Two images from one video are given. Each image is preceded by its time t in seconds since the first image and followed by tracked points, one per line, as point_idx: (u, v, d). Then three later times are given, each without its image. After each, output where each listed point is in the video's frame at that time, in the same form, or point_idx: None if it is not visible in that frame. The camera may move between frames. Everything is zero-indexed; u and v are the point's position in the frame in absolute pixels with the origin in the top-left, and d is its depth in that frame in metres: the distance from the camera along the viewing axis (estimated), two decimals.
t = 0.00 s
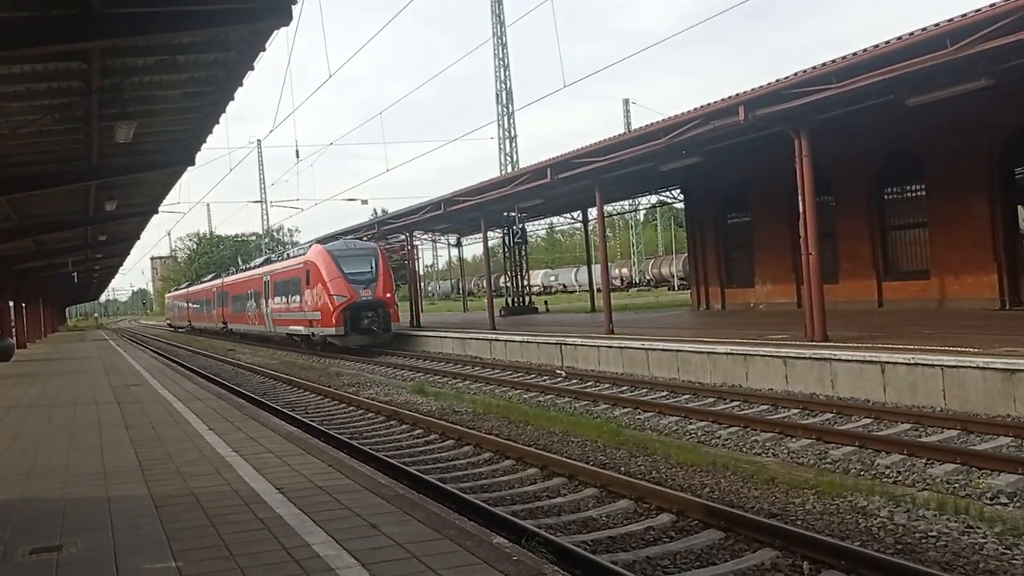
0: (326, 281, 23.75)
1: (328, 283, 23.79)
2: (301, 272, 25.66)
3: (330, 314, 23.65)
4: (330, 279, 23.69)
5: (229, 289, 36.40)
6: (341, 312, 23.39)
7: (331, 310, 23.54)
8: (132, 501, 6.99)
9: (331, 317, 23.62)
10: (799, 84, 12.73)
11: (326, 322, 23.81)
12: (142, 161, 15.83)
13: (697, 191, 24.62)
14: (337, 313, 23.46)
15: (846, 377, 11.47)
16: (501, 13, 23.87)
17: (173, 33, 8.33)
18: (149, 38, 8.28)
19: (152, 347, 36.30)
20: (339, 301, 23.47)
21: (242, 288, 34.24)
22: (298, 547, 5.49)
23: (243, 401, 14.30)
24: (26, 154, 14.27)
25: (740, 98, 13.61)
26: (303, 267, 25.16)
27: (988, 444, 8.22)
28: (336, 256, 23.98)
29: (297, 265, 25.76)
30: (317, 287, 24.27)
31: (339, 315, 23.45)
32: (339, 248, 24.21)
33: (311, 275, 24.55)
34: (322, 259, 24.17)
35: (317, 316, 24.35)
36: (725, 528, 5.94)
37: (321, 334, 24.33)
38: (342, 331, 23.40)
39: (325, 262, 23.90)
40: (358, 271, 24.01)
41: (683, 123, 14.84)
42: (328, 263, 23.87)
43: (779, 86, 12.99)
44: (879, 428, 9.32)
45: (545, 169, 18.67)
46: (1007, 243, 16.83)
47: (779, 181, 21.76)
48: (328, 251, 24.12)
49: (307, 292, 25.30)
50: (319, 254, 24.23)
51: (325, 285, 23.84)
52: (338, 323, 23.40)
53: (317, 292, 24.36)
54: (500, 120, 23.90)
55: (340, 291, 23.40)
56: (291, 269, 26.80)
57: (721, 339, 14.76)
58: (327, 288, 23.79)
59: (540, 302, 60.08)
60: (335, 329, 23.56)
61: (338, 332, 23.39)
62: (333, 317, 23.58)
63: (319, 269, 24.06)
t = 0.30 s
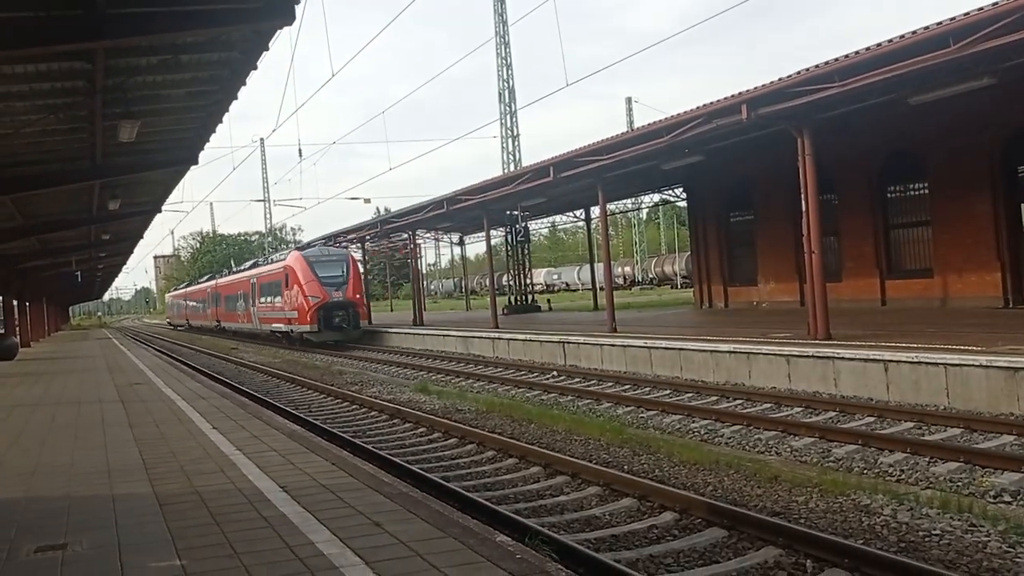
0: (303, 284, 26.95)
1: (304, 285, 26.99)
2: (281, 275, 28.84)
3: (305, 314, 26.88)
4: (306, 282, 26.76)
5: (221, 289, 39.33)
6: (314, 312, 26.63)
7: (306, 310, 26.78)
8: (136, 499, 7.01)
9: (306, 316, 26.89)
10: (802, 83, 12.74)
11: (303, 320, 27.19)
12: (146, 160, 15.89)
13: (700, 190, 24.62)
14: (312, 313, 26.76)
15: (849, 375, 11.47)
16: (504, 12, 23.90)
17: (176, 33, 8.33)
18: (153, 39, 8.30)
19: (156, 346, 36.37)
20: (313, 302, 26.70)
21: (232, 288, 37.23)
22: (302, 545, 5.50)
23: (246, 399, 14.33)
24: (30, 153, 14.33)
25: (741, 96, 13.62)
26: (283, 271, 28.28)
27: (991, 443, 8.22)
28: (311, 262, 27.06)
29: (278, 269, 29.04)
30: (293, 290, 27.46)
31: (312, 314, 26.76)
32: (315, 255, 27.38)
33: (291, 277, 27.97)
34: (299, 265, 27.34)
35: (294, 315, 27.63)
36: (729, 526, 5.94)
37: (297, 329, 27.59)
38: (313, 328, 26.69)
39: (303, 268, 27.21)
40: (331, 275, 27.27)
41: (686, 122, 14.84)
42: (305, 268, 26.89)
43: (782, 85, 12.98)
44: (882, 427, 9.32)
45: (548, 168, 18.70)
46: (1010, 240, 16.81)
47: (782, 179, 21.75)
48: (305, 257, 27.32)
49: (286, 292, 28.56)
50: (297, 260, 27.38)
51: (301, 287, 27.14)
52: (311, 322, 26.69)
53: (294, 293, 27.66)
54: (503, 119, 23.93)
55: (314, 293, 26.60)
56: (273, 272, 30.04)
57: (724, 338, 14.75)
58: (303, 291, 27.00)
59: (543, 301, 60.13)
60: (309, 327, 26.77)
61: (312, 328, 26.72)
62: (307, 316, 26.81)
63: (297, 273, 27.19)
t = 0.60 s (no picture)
0: (284, 287, 29.11)
1: (286, 288, 29.15)
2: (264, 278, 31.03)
3: (286, 314, 29.02)
4: (287, 285, 28.98)
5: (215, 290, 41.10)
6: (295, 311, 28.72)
7: (286, 310, 28.96)
8: (140, 498, 7.02)
9: (287, 316, 29.02)
10: (805, 82, 12.74)
11: (283, 320, 29.35)
12: (150, 160, 15.92)
13: (703, 189, 24.62)
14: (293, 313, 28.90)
15: (852, 374, 11.47)
16: (506, 11, 23.90)
17: (179, 33, 8.35)
18: (156, 38, 8.31)
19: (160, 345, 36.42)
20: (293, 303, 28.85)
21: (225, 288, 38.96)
22: (305, 544, 5.51)
23: (249, 398, 14.35)
24: (34, 153, 14.37)
25: (744, 96, 13.62)
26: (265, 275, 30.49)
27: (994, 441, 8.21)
28: (293, 267, 29.21)
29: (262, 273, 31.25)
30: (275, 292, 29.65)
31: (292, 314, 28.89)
32: (295, 261, 29.59)
33: (273, 280, 30.12)
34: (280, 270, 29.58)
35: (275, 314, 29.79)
36: (732, 525, 5.95)
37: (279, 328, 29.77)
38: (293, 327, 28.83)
39: (283, 271, 29.40)
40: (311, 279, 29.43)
41: (688, 121, 14.84)
42: (287, 272, 29.03)
43: (785, 84, 12.98)
44: (885, 426, 9.31)
45: (550, 167, 18.70)
46: (1014, 239, 16.78)
47: (785, 179, 21.74)
48: (286, 262, 29.55)
49: (268, 294, 30.80)
50: (278, 265, 29.59)
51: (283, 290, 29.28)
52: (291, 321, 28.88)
53: (276, 295, 29.82)
54: (505, 118, 23.93)
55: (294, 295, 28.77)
56: (257, 276, 32.25)
57: (727, 337, 14.75)
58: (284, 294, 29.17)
59: (545, 300, 60.22)
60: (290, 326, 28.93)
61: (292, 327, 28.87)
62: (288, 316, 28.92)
63: (278, 277, 29.41)
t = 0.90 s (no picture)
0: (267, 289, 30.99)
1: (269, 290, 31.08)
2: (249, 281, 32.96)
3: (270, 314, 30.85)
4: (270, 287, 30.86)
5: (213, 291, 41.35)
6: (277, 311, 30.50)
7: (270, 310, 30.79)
8: (142, 498, 7.03)
9: (270, 316, 30.82)
10: (807, 82, 12.75)
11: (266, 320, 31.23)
12: (152, 160, 15.94)
13: (705, 189, 24.63)
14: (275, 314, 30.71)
15: (854, 374, 11.46)
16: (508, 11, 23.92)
17: (181, 33, 8.36)
18: (158, 39, 8.32)
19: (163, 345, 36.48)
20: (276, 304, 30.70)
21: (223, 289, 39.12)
22: (307, 544, 5.52)
23: (251, 398, 14.37)
24: (37, 153, 14.41)
25: (746, 96, 13.63)
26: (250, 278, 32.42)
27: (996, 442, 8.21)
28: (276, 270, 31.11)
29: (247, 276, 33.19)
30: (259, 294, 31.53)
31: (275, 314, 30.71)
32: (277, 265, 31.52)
33: (258, 283, 32.04)
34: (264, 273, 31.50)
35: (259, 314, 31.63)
36: (733, 525, 5.95)
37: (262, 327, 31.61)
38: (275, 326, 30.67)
39: (266, 274, 31.31)
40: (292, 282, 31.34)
41: (690, 122, 14.85)
42: (270, 275, 30.92)
43: (787, 84, 12.98)
44: (887, 426, 9.31)
45: (552, 167, 18.72)
46: (1016, 239, 16.77)
47: (787, 179, 21.73)
48: (270, 266, 31.48)
49: (253, 296, 32.65)
50: (262, 269, 31.47)
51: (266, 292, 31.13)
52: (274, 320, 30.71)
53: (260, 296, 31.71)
54: (507, 118, 23.95)
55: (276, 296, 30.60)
56: (244, 279, 34.14)
57: (728, 337, 14.74)
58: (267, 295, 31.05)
59: (547, 301, 60.29)
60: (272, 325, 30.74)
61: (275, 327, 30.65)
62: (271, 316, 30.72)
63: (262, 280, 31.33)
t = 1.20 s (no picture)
0: (250, 291, 31.73)
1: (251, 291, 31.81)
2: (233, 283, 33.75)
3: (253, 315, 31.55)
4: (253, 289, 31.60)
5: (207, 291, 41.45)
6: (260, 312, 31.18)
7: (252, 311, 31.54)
8: (142, 499, 7.02)
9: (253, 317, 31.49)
10: (807, 82, 12.74)
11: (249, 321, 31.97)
12: (152, 160, 15.93)
13: (705, 189, 24.62)
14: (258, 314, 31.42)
15: (854, 374, 11.45)
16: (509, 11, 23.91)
17: (181, 33, 8.35)
18: (158, 39, 8.31)
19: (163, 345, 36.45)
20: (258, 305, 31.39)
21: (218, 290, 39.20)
22: (307, 544, 5.51)
23: (251, 399, 14.36)
24: (37, 153, 14.41)
25: (746, 96, 13.62)
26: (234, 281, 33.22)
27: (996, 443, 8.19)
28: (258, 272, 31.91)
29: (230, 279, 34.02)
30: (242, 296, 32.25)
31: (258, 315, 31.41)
32: (258, 269, 32.31)
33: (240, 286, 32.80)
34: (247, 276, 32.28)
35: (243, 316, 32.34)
36: (733, 526, 5.94)
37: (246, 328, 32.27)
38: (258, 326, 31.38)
39: (249, 277, 32.09)
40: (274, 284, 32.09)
41: (690, 122, 14.85)
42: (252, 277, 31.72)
43: (788, 84, 12.96)
44: (887, 427, 9.30)
45: (552, 167, 18.73)
46: (1016, 239, 16.75)
47: (787, 179, 21.73)
48: (253, 269, 32.33)
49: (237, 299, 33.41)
50: (245, 273, 32.29)
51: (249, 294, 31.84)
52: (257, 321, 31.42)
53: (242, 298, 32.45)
54: (507, 118, 23.96)
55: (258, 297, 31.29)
56: (229, 282, 34.97)
57: (728, 337, 14.73)
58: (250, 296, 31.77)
59: (546, 300, 60.21)
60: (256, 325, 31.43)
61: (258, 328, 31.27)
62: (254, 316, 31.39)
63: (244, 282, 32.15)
